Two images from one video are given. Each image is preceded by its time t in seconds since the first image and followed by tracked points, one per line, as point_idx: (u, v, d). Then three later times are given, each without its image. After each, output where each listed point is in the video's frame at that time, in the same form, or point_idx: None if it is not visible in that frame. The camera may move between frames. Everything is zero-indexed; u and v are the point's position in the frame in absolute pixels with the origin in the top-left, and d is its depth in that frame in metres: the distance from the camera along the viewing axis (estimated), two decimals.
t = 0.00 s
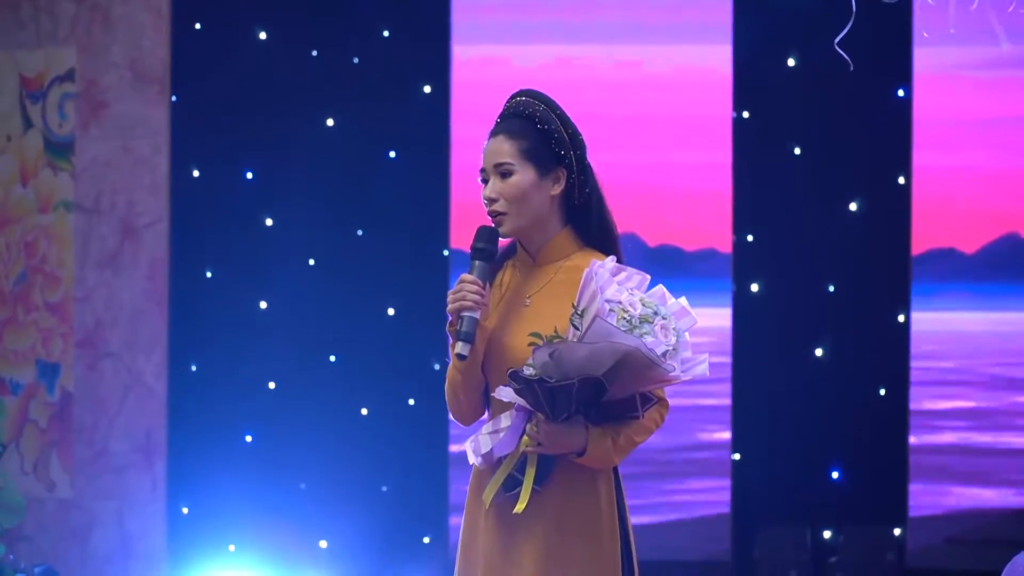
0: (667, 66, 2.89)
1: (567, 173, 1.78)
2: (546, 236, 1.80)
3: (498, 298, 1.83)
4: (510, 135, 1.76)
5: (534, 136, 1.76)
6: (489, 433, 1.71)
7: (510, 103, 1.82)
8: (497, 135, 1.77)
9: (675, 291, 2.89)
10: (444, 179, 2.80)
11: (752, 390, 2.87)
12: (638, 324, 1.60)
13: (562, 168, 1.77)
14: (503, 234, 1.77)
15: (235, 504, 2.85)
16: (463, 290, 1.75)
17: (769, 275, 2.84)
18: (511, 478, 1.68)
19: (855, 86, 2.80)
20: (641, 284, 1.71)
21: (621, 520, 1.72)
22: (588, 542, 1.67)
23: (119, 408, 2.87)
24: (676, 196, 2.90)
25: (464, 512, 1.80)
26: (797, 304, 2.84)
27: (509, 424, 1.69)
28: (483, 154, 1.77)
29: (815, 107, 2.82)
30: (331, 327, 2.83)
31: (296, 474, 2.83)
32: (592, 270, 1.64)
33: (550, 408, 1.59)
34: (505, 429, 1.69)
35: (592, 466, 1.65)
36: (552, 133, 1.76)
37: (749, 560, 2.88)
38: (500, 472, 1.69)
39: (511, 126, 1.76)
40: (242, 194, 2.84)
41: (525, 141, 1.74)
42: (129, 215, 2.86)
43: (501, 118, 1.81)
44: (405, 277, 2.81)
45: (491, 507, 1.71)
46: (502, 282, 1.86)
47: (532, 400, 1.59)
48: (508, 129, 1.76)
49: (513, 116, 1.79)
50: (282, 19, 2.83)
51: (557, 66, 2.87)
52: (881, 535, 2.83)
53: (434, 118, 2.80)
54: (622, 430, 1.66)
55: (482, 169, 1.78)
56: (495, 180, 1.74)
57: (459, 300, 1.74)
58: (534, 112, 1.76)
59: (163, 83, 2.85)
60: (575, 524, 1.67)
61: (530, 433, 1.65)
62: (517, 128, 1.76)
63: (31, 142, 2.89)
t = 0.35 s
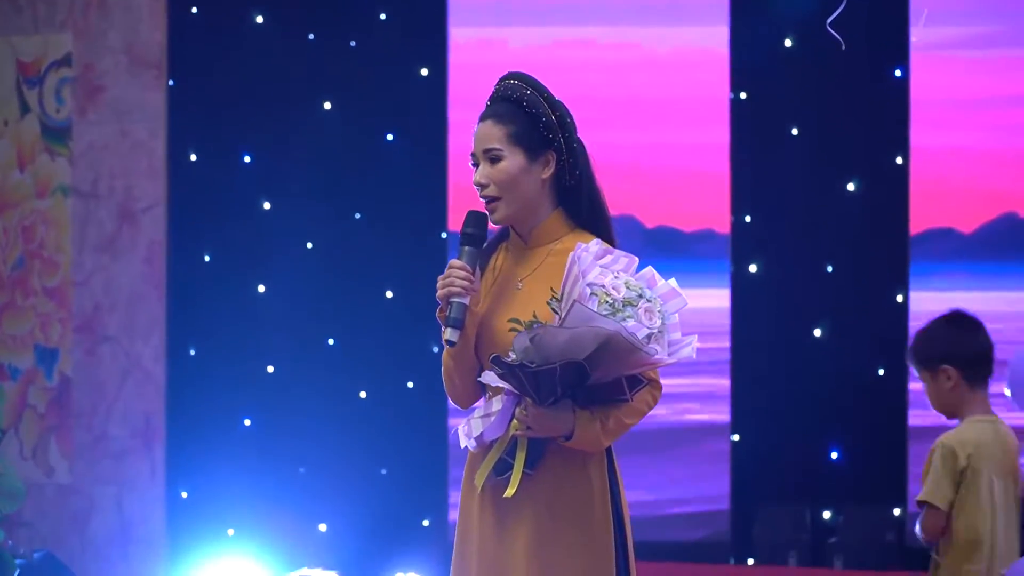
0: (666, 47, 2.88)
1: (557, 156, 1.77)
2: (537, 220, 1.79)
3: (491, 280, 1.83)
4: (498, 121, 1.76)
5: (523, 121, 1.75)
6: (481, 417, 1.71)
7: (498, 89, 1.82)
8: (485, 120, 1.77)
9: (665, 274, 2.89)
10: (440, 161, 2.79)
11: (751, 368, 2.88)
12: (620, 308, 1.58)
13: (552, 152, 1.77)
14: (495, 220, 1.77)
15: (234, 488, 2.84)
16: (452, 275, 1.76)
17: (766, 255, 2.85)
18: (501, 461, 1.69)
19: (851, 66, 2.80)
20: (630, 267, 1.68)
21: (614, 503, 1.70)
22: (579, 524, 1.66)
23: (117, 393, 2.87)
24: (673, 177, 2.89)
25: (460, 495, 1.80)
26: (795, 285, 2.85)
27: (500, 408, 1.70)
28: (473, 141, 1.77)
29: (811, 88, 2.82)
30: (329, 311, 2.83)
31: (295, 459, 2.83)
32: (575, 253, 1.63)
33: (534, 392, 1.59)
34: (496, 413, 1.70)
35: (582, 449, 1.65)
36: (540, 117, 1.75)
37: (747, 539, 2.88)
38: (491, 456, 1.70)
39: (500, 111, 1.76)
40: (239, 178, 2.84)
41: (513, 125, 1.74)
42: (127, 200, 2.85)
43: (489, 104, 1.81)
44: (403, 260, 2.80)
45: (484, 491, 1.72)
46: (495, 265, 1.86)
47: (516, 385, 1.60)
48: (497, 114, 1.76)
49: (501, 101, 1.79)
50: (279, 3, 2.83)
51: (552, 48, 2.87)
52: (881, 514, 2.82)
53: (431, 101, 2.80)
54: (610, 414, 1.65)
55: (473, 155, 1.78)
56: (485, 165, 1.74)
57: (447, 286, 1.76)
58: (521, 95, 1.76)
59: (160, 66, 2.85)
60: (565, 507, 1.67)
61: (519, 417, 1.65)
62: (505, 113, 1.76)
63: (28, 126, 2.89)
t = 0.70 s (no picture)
0: (666, 24, 2.83)
1: (548, 135, 1.70)
2: (528, 200, 1.72)
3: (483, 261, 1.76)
4: (488, 99, 1.68)
5: (512, 99, 1.68)
6: (472, 403, 1.64)
7: (488, 66, 1.74)
8: (474, 99, 1.70)
9: (658, 254, 2.85)
10: (437, 141, 2.73)
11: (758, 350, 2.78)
12: (608, 290, 1.51)
13: (543, 131, 1.70)
14: (485, 201, 1.70)
15: (227, 476, 2.78)
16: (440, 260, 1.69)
17: (771, 234, 2.78)
18: (492, 449, 1.61)
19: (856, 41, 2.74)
20: (622, 247, 1.60)
21: (612, 489, 1.62)
22: (575, 511, 1.59)
23: (107, 379, 2.80)
24: (678, 156, 2.85)
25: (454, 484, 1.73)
26: (801, 267, 2.77)
27: (491, 394, 1.62)
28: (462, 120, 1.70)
29: (816, 64, 2.75)
30: (323, 294, 2.76)
31: (289, 445, 2.76)
32: (563, 233, 1.56)
33: (522, 377, 1.52)
34: (488, 399, 1.63)
35: (576, 434, 1.57)
36: (530, 94, 1.68)
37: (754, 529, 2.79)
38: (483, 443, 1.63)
39: (489, 89, 1.69)
40: (231, 159, 2.77)
41: (503, 103, 1.67)
42: (115, 181, 2.79)
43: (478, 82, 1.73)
44: (399, 242, 2.73)
45: (477, 479, 1.64)
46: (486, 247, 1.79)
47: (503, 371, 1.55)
48: (486, 92, 1.69)
49: (491, 79, 1.72)
50: None
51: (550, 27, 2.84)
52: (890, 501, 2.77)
53: (425, 78, 2.72)
54: (604, 398, 1.57)
55: (462, 134, 1.71)
56: (474, 145, 1.67)
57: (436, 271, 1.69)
58: (511, 72, 1.69)
59: (148, 45, 2.78)
60: (561, 495, 1.59)
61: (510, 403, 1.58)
62: (495, 91, 1.68)
63: (15, 107, 2.84)
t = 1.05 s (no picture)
0: None
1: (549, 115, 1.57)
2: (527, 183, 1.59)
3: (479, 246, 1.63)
4: (483, 76, 1.54)
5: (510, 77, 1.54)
6: (470, 393, 1.52)
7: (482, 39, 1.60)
8: (468, 75, 1.55)
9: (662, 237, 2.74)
10: (435, 120, 2.62)
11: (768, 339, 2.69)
12: (613, 274, 1.38)
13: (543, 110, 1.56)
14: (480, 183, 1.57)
15: (218, 467, 2.67)
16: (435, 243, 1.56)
17: (782, 216, 2.68)
18: (490, 440, 1.47)
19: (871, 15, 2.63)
20: (623, 232, 1.47)
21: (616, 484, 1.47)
22: (578, 507, 1.43)
23: (92, 367, 2.70)
24: (687, 135, 2.74)
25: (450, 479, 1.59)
26: (814, 251, 2.67)
27: (490, 383, 1.49)
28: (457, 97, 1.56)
29: (830, 39, 2.65)
30: (317, 279, 2.66)
31: (282, 436, 2.66)
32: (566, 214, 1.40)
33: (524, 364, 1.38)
34: (486, 389, 1.50)
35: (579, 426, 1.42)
36: (529, 71, 1.54)
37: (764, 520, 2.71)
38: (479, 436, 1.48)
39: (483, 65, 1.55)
40: (222, 138, 2.67)
41: (500, 81, 1.53)
42: (101, 162, 2.68)
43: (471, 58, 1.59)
44: (396, 224, 2.63)
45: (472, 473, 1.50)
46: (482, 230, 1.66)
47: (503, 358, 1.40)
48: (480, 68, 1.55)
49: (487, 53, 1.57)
50: None
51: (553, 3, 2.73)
52: (906, 494, 2.66)
53: (424, 54, 2.62)
54: (608, 387, 1.43)
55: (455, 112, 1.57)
56: (470, 125, 1.53)
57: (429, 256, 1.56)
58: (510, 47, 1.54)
59: (136, 20, 2.68)
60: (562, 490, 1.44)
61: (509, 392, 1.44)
62: (492, 68, 1.54)
63: None
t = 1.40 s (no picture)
0: (676, 8, 2.71)
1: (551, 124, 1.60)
2: (528, 191, 1.62)
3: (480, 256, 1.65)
4: (486, 86, 1.58)
5: (513, 86, 1.58)
6: (472, 403, 1.54)
7: (484, 52, 1.65)
8: (471, 85, 1.59)
9: (666, 248, 2.72)
10: (439, 129, 2.61)
11: (770, 349, 2.70)
12: (623, 284, 1.40)
13: (545, 119, 1.60)
14: (483, 191, 1.60)
15: (221, 478, 2.67)
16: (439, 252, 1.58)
17: (785, 227, 2.68)
18: (494, 451, 1.51)
19: (876, 26, 2.63)
20: (630, 241, 1.49)
21: (614, 491, 1.52)
22: (579, 516, 1.48)
23: (96, 376, 2.70)
24: (690, 145, 2.72)
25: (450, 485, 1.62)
26: (817, 261, 2.67)
27: (493, 393, 1.52)
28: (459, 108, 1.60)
29: (834, 49, 2.65)
30: (320, 288, 2.65)
31: (285, 447, 2.66)
32: (574, 225, 1.44)
33: (533, 374, 1.42)
34: (489, 398, 1.52)
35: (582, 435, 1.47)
36: (531, 81, 1.58)
37: (767, 532, 2.71)
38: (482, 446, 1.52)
39: (487, 75, 1.59)
40: (226, 147, 2.67)
41: (503, 90, 1.57)
42: (105, 171, 2.68)
43: (474, 70, 1.63)
44: (400, 234, 2.63)
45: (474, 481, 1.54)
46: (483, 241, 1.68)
47: (513, 369, 1.43)
48: (484, 78, 1.59)
49: (487, 65, 1.62)
50: None
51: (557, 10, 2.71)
52: (909, 505, 2.66)
53: (428, 64, 2.62)
54: (611, 397, 1.47)
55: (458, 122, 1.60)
56: (473, 134, 1.56)
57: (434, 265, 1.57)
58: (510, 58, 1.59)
59: (141, 29, 2.67)
60: (564, 498, 1.48)
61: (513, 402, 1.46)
62: (494, 78, 1.58)
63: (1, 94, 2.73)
